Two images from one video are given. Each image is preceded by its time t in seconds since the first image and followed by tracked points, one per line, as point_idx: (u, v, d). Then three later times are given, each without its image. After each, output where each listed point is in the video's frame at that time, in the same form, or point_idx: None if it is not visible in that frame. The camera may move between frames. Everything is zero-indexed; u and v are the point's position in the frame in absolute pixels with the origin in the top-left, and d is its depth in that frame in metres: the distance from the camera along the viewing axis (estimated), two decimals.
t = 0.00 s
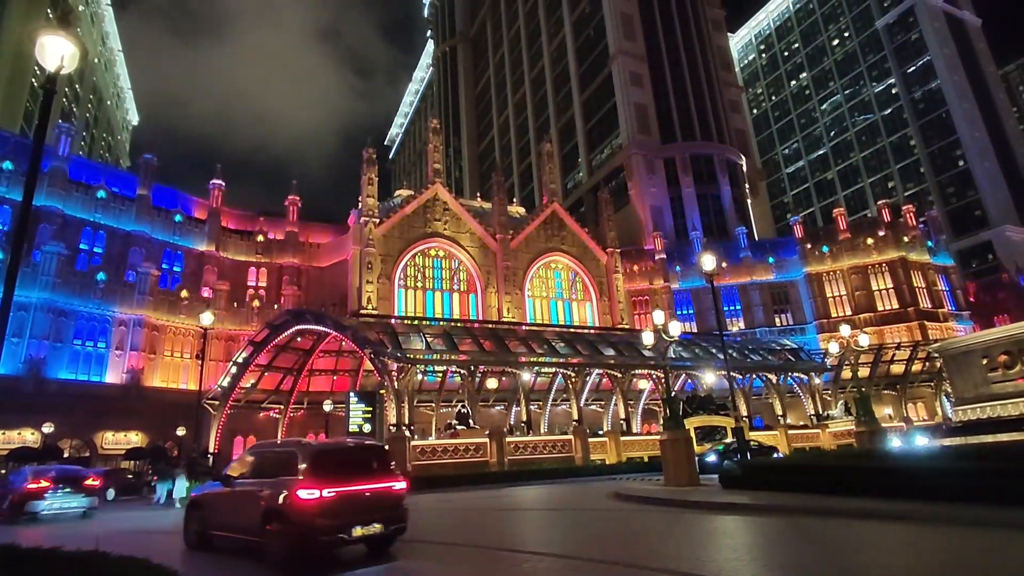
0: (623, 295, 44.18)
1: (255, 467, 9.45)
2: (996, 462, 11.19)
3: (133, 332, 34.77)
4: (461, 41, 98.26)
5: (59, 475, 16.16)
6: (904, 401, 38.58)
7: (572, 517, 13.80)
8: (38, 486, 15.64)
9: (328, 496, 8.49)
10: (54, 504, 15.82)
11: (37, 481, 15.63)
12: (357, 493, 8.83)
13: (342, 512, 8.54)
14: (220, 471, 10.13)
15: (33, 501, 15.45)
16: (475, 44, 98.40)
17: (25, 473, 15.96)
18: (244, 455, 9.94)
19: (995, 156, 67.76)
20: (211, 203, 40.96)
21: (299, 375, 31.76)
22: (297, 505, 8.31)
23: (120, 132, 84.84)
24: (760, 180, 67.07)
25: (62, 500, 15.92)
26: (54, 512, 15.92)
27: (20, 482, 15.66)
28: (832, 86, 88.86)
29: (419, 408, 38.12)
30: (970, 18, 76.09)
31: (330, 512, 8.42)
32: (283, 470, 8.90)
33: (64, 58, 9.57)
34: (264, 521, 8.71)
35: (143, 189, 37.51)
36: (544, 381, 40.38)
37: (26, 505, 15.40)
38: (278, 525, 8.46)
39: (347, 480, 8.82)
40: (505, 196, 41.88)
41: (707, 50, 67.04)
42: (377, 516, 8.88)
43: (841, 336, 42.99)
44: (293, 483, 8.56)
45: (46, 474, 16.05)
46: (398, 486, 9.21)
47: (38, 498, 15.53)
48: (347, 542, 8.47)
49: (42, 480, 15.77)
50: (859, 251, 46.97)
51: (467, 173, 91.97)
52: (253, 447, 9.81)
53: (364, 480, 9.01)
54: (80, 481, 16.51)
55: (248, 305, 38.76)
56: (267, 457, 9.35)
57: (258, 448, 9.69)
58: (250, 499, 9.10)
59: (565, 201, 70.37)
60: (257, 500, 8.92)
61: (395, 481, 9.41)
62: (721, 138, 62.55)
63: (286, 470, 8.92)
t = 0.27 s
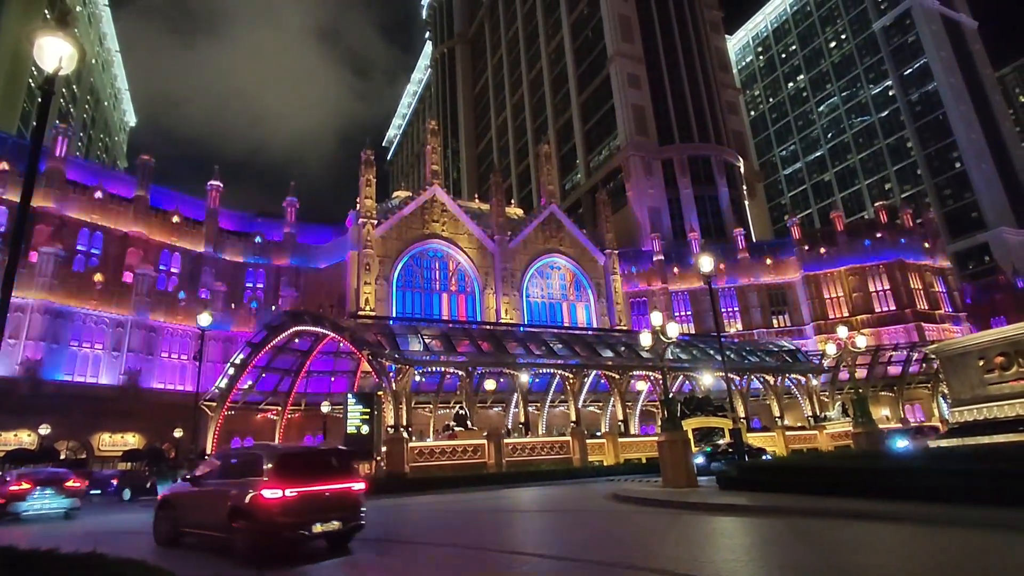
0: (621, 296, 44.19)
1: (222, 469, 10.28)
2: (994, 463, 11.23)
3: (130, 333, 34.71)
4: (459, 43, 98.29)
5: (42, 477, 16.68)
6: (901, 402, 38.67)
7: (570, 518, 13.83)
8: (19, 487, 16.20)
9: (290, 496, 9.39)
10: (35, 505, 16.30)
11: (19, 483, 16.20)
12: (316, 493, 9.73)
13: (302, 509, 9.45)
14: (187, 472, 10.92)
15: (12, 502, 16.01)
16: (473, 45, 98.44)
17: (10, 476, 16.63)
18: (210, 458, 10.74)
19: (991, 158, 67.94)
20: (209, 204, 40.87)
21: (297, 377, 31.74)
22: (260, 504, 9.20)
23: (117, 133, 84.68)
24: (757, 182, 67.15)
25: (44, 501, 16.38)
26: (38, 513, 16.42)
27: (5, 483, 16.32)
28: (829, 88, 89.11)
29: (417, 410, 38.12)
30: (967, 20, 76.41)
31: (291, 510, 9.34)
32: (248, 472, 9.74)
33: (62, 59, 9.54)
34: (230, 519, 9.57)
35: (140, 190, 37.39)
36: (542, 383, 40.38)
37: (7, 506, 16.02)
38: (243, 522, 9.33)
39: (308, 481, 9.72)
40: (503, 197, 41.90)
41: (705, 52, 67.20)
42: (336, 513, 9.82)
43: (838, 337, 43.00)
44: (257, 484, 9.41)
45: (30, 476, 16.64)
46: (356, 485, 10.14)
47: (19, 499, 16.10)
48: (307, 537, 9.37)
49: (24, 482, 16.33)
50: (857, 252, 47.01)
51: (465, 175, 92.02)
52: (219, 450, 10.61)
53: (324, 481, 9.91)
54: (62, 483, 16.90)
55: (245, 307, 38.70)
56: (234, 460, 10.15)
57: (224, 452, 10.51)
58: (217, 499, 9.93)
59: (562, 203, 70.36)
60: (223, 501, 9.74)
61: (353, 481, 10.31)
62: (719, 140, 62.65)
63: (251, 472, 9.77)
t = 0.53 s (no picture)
0: (619, 298, 44.23)
1: (191, 471, 10.87)
2: (992, 464, 11.25)
3: (127, 335, 34.65)
4: (457, 45, 98.41)
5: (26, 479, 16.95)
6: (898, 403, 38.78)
7: (568, 519, 13.82)
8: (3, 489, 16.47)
9: (254, 495, 9.99)
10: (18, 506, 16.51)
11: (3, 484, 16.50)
12: (279, 492, 10.38)
13: (266, 508, 10.07)
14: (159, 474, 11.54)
15: None
16: (471, 47, 98.47)
17: None
18: (180, 460, 11.36)
19: (987, 159, 68.15)
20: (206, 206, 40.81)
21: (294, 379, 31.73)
22: (226, 504, 9.77)
23: (115, 134, 84.60)
24: (754, 184, 67.25)
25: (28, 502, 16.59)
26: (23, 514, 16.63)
27: None
28: (826, 91, 89.41)
29: (415, 412, 38.14)
30: (963, 23, 76.75)
31: (255, 508, 9.93)
32: (215, 473, 10.31)
33: (60, 61, 9.54)
34: (197, 517, 10.14)
35: (138, 192, 37.29)
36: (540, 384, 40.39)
37: None
38: (208, 520, 9.90)
39: (272, 482, 10.32)
40: (502, 199, 41.93)
41: (702, 54, 67.37)
42: (297, 511, 10.45)
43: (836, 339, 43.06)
44: (223, 485, 9.98)
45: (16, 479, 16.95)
46: (318, 486, 10.76)
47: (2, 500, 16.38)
48: (270, 533, 10.02)
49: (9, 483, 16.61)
50: (855, 254, 46.98)
51: (463, 176, 92.13)
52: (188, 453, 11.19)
53: (287, 482, 10.55)
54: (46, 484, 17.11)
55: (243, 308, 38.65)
56: (203, 464, 10.71)
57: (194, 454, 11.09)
58: (186, 498, 10.52)
59: (560, 205, 70.39)
60: (191, 502, 10.31)
61: (315, 482, 10.98)
62: (717, 142, 62.77)
63: (218, 474, 10.34)
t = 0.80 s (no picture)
0: (618, 300, 44.20)
1: (161, 474, 11.33)
2: (990, 466, 11.27)
3: (125, 337, 34.66)
4: (456, 47, 98.56)
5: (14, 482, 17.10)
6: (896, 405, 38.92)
7: (567, 522, 13.80)
8: None
9: (219, 496, 10.43)
10: (7, 508, 16.68)
11: None
12: (246, 493, 10.86)
13: (231, 508, 10.53)
14: (129, 478, 11.95)
15: None
16: (470, 49, 98.56)
17: None
18: (149, 464, 11.80)
19: (985, 161, 68.25)
20: (205, 208, 40.82)
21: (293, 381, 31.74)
22: (193, 503, 10.23)
23: (113, 136, 84.65)
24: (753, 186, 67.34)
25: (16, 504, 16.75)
26: (12, 516, 16.77)
27: None
28: (824, 93, 89.69)
29: (414, 414, 38.14)
30: (960, 26, 77.06)
31: (220, 508, 10.38)
32: (183, 476, 10.78)
33: (59, 63, 9.57)
34: (166, 517, 10.57)
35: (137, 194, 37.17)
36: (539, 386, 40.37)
37: None
38: (176, 520, 10.35)
39: (238, 484, 10.79)
40: (500, 201, 41.97)
41: (700, 56, 67.52)
42: (261, 513, 10.87)
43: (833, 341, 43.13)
44: (192, 485, 10.45)
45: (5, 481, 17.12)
46: (281, 488, 11.22)
47: None
48: (235, 532, 10.50)
49: None
50: (853, 255, 46.97)
51: (462, 178, 92.22)
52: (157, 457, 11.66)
53: (252, 483, 11.03)
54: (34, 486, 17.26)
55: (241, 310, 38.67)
56: (175, 467, 11.17)
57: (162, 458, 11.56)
58: (154, 500, 10.96)
59: (559, 207, 70.40)
60: (162, 503, 10.76)
61: (280, 484, 11.45)
62: (715, 144, 62.87)
63: (188, 476, 10.81)
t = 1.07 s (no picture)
0: (617, 301, 44.22)
1: (131, 475, 11.70)
2: (989, 468, 11.28)
3: (123, 338, 34.63)
4: (455, 48, 98.65)
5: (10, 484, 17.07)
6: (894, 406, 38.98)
7: (565, 523, 13.78)
8: None
9: (186, 496, 10.82)
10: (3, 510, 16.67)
11: None
12: (212, 493, 11.25)
13: (198, 507, 10.92)
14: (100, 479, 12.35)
15: None
16: (469, 51, 98.64)
17: None
18: (119, 465, 12.21)
19: (983, 163, 68.37)
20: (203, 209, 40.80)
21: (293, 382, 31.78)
22: (161, 503, 10.63)
23: (112, 136, 84.59)
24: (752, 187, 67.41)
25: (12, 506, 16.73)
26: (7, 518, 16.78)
27: None
28: (823, 95, 89.85)
29: (412, 416, 38.16)
30: (958, 28, 77.24)
31: (186, 507, 10.77)
32: (152, 476, 11.18)
33: (59, 65, 9.58)
34: (134, 516, 10.98)
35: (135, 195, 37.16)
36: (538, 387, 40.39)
37: None
38: (144, 519, 10.77)
39: (204, 484, 11.18)
40: (500, 202, 41.99)
41: (699, 58, 67.58)
42: (227, 511, 11.27)
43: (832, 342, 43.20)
44: (160, 486, 10.85)
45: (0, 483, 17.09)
46: (246, 488, 11.62)
47: None
48: (201, 530, 10.91)
49: None
50: (851, 257, 47.04)
51: (461, 180, 92.28)
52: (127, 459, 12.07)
53: (218, 483, 11.43)
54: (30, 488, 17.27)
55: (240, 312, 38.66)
56: (144, 467, 11.57)
57: (132, 459, 11.96)
58: (124, 498, 11.37)
59: (558, 208, 70.45)
60: (130, 503, 11.14)
61: (245, 484, 11.88)
62: (714, 146, 62.96)
63: (157, 476, 11.20)
